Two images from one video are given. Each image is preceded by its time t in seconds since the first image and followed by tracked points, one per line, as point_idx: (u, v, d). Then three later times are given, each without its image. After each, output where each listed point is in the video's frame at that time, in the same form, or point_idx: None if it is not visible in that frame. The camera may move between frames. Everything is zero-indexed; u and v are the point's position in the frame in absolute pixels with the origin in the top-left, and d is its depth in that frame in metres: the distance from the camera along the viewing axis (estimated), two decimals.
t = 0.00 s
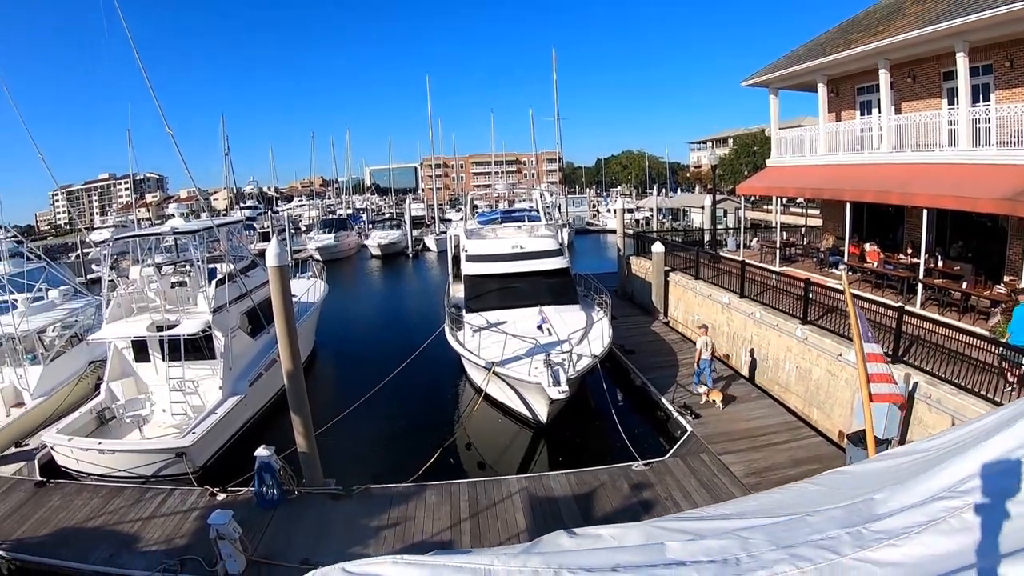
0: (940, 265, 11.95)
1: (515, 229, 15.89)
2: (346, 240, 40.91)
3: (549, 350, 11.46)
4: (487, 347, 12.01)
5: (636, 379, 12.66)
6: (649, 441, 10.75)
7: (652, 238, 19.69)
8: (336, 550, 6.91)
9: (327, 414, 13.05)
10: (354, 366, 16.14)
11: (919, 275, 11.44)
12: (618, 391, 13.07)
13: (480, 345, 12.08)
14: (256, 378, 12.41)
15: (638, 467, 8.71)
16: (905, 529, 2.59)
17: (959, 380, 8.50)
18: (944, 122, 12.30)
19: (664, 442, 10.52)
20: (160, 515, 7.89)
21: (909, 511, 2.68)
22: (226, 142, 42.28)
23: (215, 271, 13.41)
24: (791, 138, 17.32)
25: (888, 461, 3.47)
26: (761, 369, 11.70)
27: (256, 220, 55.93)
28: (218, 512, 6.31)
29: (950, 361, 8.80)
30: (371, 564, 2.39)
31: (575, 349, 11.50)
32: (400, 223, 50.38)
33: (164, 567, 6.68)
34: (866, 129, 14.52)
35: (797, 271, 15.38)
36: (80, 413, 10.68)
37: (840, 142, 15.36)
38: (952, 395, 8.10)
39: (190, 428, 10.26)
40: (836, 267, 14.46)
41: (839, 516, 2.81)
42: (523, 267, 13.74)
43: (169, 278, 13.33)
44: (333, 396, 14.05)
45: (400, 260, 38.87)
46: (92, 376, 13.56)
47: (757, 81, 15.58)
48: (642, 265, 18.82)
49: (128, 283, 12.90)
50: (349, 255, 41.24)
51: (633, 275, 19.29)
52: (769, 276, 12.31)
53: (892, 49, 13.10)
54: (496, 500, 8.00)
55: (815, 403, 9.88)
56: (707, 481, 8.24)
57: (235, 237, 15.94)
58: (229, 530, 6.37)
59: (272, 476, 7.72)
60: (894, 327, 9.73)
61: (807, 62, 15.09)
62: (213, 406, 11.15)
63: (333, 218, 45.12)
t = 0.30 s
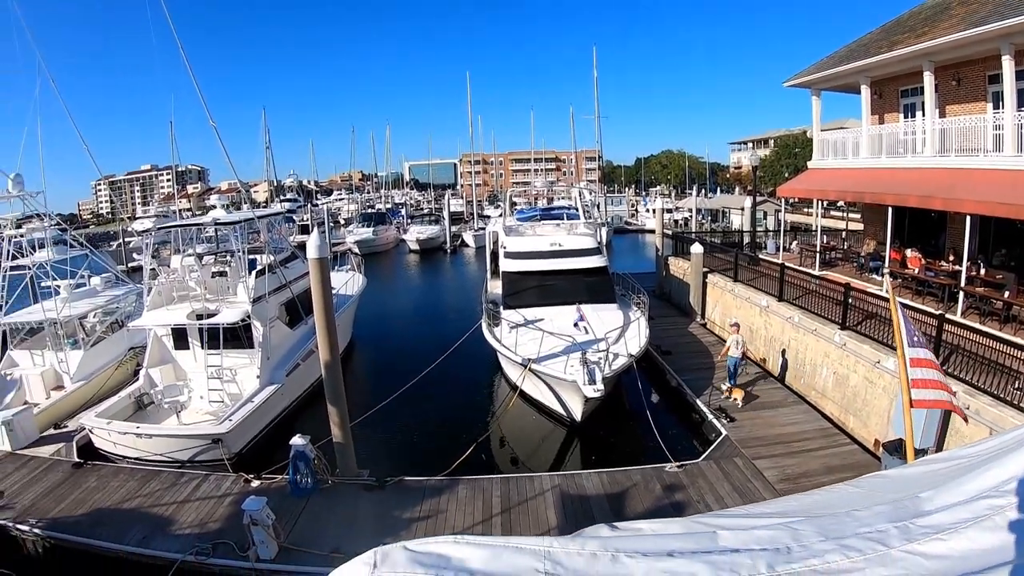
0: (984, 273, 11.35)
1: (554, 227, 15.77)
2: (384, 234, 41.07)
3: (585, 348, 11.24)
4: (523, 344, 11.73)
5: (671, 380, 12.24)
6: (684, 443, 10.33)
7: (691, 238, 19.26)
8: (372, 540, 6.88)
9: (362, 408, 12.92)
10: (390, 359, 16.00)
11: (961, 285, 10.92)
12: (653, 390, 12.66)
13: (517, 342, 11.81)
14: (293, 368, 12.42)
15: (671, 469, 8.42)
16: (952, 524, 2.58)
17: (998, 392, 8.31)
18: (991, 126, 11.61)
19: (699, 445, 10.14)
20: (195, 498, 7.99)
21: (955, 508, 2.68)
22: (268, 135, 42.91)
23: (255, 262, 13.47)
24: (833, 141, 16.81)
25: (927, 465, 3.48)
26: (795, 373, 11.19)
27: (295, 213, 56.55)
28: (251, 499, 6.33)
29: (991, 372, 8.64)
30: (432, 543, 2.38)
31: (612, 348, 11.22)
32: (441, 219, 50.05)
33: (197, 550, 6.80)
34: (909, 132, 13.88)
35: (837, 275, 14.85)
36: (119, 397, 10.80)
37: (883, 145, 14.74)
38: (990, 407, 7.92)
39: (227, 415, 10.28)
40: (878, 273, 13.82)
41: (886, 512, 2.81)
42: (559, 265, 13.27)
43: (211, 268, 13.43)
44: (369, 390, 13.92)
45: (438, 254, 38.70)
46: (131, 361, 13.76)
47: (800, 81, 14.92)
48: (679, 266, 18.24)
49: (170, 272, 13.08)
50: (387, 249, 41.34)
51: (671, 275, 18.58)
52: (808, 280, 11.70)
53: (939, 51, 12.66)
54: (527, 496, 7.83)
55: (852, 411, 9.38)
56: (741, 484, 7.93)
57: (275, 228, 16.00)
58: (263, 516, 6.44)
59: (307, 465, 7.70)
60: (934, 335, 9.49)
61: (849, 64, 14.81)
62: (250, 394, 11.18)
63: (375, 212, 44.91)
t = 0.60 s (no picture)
0: None
1: (595, 228, 15.61)
2: (427, 232, 41.10)
3: (625, 350, 10.90)
4: (563, 344, 11.45)
5: (709, 386, 11.65)
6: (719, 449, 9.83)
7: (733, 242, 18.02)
8: (404, 534, 6.75)
9: (399, 403, 12.70)
10: (429, 355, 15.74)
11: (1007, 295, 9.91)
12: (689, 396, 12.12)
13: (556, 342, 11.54)
14: (333, 361, 12.30)
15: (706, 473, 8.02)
16: (1002, 528, 2.60)
17: None
18: None
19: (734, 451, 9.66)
20: (233, 487, 8.05)
21: (1005, 514, 2.71)
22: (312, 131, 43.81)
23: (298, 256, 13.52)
24: (881, 144, 15.43)
25: (968, 475, 3.46)
26: (835, 382, 10.43)
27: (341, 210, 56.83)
28: (288, 489, 6.38)
29: None
30: (500, 534, 2.56)
31: (651, 350, 10.84)
32: (482, 217, 49.43)
33: (233, 537, 6.81)
34: (956, 138, 12.68)
35: (879, 283, 14.01)
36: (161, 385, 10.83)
37: (928, 151, 13.55)
38: None
39: (267, 406, 10.12)
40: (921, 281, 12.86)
41: (936, 515, 2.84)
42: (603, 265, 12.92)
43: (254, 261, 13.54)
44: (407, 384, 13.72)
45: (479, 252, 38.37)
46: (173, 350, 13.91)
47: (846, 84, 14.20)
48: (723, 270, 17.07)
49: (214, 265, 13.23)
50: (427, 246, 41.34)
51: (712, 279, 17.45)
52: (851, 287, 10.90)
53: (988, 53, 11.80)
54: (563, 496, 7.55)
55: (890, 420, 8.76)
56: (776, 493, 7.44)
57: (317, 224, 15.98)
58: (300, 506, 6.46)
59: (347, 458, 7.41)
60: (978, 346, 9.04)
61: (895, 67, 13.89)
62: (290, 385, 11.01)
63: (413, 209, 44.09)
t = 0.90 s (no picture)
0: None
1: (631, 230, 15.53)
2: (462, 230, 41.06)
3: (659, 353, 10.73)
4: (597, 346, 11.39)
5: (744, 392, 11.36)
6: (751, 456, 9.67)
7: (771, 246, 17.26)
8: (434, 528, 6.78)
9: (432, 401, 12.69)
10: (463, 354, 15.71)
11: None
12: (724, 400, 11.90)
13: (591, 344, 11.48)
14: (369, 356, 12.20)
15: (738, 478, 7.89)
16: None
17: None
18: None
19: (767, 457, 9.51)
20: (266, 478, 8.14)
21: None
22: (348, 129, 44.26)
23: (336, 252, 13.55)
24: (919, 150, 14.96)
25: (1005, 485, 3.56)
26: (869, 391, 10.09)
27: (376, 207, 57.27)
28: (321, 482, 6.43)
29: None
30: (556, 523, 2.92)
31: (685, 354, 10.63)
32: (520, 217, 48.88)
33: (265, 528, 6.90)
34: (997, 144, 12.21)
35: (915, 291, 13.36)
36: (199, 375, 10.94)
37: (968, 157, 13.03)
38: None
39: (301, 398, 10.08)
40: (960, 290, 12.22)
41: (973, 517, 3.13)
42: (639, 268, 12.91)
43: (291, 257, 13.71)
44: (440, 383, 13.71)
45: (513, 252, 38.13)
46: (210, 343, 14.09)
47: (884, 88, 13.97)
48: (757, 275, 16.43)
49: (253, 259, 13.36)
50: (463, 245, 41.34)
51: (748, 284, 16.84)
52: (889, 294, 10.49)
53: None
54: (594, 497, 7.46)
55: (924, 432, 8.49)
56: (809, 502, 7.26)
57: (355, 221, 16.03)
58: (332, 499, 6.50)
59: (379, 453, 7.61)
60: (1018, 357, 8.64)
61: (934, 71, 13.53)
62: (326, 379, 10.96)
63: (450, 208, 43.52)
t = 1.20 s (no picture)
0: None
1: (663, 233, 15.48)
2: (495, 231, 41.06)
3: (691, 356, 10.61)
4: (628, 347, 11.38)
5: (774, 398, 11.22)
6: (780, 462, 9.59)
7: (804, 250, 16.87)
8: (461, 526, 6.79)
9: (462, 400, 12.74)
10: (494, 354, 15.74)
11: None
12: (754, 406, 11.80)
13: (621, 345, 11.47)
14: (399, 354, 12.26)
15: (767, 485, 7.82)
16: None
17: None
18: None
19: (796, 465, 9.43)
20: (295, 472, 8.23)
21: None
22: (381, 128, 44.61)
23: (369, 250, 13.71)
24: (955, 155, 14.25)
25: None
26: (900, 399, 9.90)
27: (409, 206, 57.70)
28: (351, 477, 6.52)
29: None
30: (607, 511, 2.97)
31: (716, 358, 10.50)
32: (553, 217, 48.45)
33: (293, 521, 7.00)
34: None
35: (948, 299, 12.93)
36: (230, 369, 11.20)
37: (1006, 163, 12.49)
38: None
39: (331, 394, 10.19)
40: (994, 299, 11.78)
41: (1006, 516, 3.16)
42: (668, 270, 12.92)
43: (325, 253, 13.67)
44: (470, 381, 13.77)
45: (545, 252, 38.01)
46: (242, 336, 14.24)
47: (920, 90, 13.64)
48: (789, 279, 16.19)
49: (286, 255, 13.49)
50: (495, 245, 41.33)
51: (780, 288, 16.56)
52: (923, 302, 10.19)
53: None
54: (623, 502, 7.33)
55: (955, 442, 8.33)
56: (838, 511, 7.18)
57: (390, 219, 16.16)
58: (361, 494, 6.58)
59: (408, 449, 7.73)
60: None
61: (971, 74, 13.06)
62: (356, 375, 11.05)
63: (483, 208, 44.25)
